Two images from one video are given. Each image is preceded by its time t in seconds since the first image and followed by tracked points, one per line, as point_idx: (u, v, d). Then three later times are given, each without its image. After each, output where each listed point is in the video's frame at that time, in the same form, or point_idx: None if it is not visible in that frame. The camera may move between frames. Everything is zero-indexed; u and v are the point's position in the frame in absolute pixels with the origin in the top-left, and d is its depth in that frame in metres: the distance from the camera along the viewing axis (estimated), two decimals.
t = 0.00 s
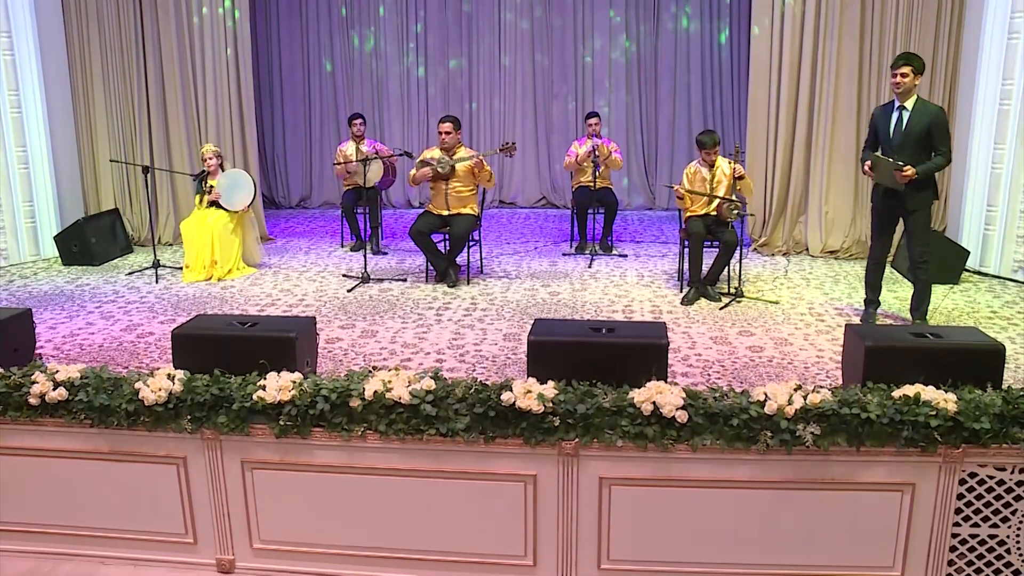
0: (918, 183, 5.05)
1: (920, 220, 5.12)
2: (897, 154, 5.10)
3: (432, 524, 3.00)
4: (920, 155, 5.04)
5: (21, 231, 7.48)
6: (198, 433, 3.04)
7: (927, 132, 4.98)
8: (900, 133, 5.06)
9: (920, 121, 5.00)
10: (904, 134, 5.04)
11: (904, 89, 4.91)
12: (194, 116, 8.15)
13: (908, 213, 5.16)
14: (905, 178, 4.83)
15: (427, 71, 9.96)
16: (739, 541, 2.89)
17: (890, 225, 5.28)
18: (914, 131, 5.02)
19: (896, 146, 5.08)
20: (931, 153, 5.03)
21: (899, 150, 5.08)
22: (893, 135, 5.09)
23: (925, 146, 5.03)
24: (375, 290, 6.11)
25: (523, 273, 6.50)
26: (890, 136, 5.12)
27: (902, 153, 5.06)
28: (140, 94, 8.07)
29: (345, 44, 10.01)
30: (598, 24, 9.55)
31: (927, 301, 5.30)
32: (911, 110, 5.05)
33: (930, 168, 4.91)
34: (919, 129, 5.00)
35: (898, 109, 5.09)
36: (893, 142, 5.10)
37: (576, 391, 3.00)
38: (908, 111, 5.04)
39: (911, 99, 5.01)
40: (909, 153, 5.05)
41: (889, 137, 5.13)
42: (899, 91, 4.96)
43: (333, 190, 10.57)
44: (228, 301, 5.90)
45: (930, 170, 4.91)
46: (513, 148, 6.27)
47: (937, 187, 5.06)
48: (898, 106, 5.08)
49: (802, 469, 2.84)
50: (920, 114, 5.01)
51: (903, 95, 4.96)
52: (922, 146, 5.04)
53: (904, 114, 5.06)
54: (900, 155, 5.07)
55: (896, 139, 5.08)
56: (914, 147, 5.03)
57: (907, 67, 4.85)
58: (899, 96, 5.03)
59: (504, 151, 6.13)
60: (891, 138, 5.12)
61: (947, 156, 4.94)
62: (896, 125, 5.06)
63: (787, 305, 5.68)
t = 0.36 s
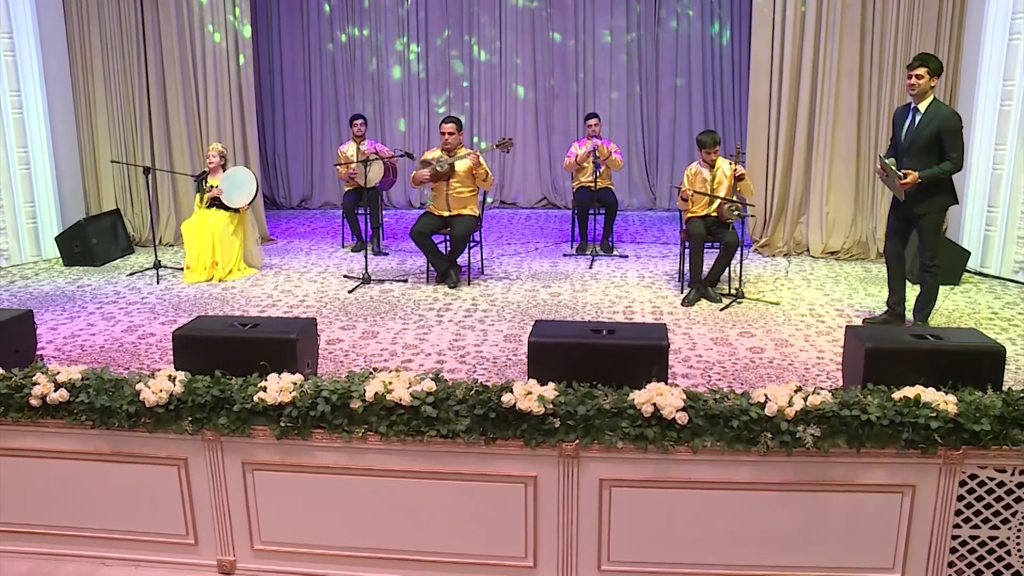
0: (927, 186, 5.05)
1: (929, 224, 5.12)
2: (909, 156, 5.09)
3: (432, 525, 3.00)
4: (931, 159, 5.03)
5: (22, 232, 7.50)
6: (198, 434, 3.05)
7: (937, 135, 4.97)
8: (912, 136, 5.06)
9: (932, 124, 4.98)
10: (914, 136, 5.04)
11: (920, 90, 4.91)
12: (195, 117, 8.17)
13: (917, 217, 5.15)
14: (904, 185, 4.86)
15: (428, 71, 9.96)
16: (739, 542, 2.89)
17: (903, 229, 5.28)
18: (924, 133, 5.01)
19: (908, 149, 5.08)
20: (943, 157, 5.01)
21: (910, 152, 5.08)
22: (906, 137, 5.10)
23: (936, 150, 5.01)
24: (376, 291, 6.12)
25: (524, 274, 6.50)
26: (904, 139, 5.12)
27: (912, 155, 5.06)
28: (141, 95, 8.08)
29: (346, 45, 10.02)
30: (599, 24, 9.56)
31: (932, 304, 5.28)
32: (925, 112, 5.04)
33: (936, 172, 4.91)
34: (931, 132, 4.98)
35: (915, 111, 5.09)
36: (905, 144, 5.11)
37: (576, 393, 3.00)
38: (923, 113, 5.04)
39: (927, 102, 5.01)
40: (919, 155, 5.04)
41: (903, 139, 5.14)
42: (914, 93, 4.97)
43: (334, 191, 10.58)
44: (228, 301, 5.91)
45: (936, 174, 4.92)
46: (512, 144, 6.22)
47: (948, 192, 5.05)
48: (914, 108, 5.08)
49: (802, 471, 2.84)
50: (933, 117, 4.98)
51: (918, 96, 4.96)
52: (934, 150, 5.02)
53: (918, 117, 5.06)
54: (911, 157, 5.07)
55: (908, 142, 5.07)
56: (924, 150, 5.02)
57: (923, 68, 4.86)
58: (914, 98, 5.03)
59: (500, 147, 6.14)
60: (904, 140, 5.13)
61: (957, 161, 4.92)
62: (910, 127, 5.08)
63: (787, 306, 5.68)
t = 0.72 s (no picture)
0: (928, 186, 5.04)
1: (929, 225, 5.12)
2: (914, 157, 5.09)
3: (433, 527, 3.00)
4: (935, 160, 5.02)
5: (23, 234, 7.51)
6: (199, 436, 3.05)
7: (941, 137, 4.95)
8: (916, 136, 5.06)
9: (935, 125, 4.97)
10: (917, 137, 5.04)
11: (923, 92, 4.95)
12: (196, 119, 8.18)
13: (920, 218, 5.15)
14: (903, 186, 4.87)
15: (428, 72, 9.97)
16: (740, 544, 2.89)
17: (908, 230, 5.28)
18: (927, 134, 5.00)
19: (912, 150, 5.08)
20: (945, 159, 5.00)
21: (914, 153, 5.08)
22: (911, 138, 5.10)
23: (940, 151, 5.00)
24: (376, 292, 6.12)
25: (524, 275, 6.51)
26: (909, 140, 5.11)
27: (915, 156, 5.07)
28: (141, 96, 8.08)
29: (346, 46, 10.02)
30: (599, 25, 9.56)
31: (932, 305, 5.28)
32: (930, 113, 5.03)
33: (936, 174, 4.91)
34: (934, 133, 4.97)
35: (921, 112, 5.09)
36: (909, 144, 5.11)
37: (576, 395, 2.99)
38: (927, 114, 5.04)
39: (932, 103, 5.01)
40: (922, 156, 5.04)
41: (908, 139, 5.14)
42: (918, 94, 4.99)
43: (335, 192, 10.59)
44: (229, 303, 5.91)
45: (937, 176, 4.92)
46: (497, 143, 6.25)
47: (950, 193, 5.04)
48: (920, 108, 5.08)
49: (802, 473, 2.84)
50: (937, 118, 4.97)
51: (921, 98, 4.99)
52: (937, 151, 5.01)
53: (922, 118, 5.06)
54: (914, 158, 5.08)
55: (913, 143, 5.07)
56: (926, 151, 5.02)
57: (923, 71, 4.88)
58: (919, 99, 5.05)
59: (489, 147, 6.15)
60: (908, 140, 5.13)
61: (958, 163, 4.92)
62: (915, 127, 5.08)
63: (788, 307, 5.68)
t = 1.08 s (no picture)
0: (924, 186, 5.05)
1: (925, 225, 5.12)
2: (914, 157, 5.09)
3: (432, 528, 3.00)
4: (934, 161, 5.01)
5: (23, 233, 7.51)
6: (199, 436, 3.05)
7: (940, 138, 4.94)
8: (916, 136, 5.05)
9: (934, 125, 4.97)
10: (917, 137, 5.04)
11: (922, 93, 4.95)
12: (196, 118, 8.18)
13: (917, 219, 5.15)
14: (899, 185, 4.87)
15: (428, 72, 9.97)
16: (739, 545, 2.89)
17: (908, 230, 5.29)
18: (928, 134, 4.99)
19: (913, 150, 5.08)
20: (944, 159, 5.00)
21: (913, 152, 5.09)
22: (912, 138, 5.09)
23: (938, 151, 5.00)
24: (376, 293, 6.12)
25: (524, 276, 6.51)
26: (910, 139, 5.11)
27: (914, 155, 5.08)
28: (141, 97, 8.09)
29: (346, 46, 10.03)
30: (599, 25, 9.56)
31: (932, 306, 5.27)
32: (930, 113, 5.03)
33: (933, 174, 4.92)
34: (934, 134, 4.96)
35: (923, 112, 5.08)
36: (909, 143, 5.12)
37: (576, 396, 3.00)
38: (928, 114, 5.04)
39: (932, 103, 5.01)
40: (920, 155, 5.05)
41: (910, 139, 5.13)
42: (918, 94, 4.99)
43: (335, 192, 10.60)
44: (229, 304, 5.92)
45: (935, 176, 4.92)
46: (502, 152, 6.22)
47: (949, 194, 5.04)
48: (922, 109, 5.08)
49: (802, 473, 2.84)
50: (937, 118, 4.97)
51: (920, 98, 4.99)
52: (937, 151, 5.00)
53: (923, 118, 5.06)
54: (913, 157, 5.09)
55: (913, 143, 5.07)
56: (925, 151, 5.02)
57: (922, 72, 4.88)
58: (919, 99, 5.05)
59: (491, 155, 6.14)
60: (908, 139, 5.13)
61: (956, 164, 4.92)
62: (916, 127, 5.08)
63: (788, 308, 5.69)
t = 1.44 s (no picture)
0: (925, 186, 5.06)
1: (925, 225, 5.13)
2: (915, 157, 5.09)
3: (433, 527, 3.00)
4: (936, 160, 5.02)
5: (23, 233, 7.52)
6: (199, 436, 3.05)
7: (942, 137, 4.95)
8: (917, 136, 5.05)
9: (936, 125, 4.97)
10: (919, 137, 5.04)
11: (925, 92, 4.94)
12: (196, 118, 8.19)
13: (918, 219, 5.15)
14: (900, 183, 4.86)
15: (429, 71, 9.97)
16: (740, 545, 2.89)
17: (908, 230, 5.29)
18: (929, 134, 4.99)
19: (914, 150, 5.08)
20: (945, 159, 5.00)
21: (914, 151, 5.09)
22: (912, 138, 5.09)
23: (939, 151, 5.01)
24: (376, 292, 6.12)
25: (524, 276, 6.51)
26: (911, 139, 5.10)
27: (914, 155, 5.08)
28: (142, 96, 8.09)
29: (347, 46, 10.03)
30: (600, 25, 9.56)
31: (932, 306, 5.27)
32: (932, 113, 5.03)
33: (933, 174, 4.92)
34: (935, 133, 4.96)
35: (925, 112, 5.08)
36: (909, 143, 5.12)
37: (576, 396, 3.00)
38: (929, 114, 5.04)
39: (933, 103, 5.01)
40: (921, 155, 5.05)
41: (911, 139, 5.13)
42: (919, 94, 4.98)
43: (336, 192, 10.60)
44: (229, 303, 5.91)
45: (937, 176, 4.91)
46: (513, 147, 6.27)
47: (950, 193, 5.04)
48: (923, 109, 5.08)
49: (802, 472, 2.84)
50: (938, 118, 4.97)
51: (924, 99, 4.98)
52: (939, 151, 5.00)
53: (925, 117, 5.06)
54: (914, 157, 5.08)
55: (914, 143, 5.07)
56: (926, 151, 5.02)
57: (925, 72, 4.88)
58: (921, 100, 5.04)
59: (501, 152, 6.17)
60: (909, 139, 5.13)
61: (956, 164, 4.92)
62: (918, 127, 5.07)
63: (788, 308, 5.69)
